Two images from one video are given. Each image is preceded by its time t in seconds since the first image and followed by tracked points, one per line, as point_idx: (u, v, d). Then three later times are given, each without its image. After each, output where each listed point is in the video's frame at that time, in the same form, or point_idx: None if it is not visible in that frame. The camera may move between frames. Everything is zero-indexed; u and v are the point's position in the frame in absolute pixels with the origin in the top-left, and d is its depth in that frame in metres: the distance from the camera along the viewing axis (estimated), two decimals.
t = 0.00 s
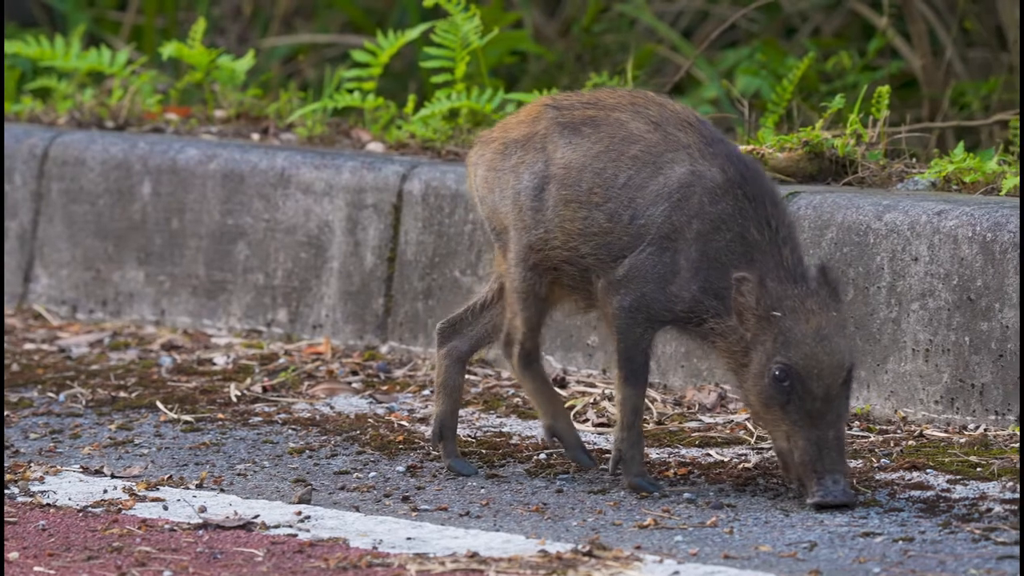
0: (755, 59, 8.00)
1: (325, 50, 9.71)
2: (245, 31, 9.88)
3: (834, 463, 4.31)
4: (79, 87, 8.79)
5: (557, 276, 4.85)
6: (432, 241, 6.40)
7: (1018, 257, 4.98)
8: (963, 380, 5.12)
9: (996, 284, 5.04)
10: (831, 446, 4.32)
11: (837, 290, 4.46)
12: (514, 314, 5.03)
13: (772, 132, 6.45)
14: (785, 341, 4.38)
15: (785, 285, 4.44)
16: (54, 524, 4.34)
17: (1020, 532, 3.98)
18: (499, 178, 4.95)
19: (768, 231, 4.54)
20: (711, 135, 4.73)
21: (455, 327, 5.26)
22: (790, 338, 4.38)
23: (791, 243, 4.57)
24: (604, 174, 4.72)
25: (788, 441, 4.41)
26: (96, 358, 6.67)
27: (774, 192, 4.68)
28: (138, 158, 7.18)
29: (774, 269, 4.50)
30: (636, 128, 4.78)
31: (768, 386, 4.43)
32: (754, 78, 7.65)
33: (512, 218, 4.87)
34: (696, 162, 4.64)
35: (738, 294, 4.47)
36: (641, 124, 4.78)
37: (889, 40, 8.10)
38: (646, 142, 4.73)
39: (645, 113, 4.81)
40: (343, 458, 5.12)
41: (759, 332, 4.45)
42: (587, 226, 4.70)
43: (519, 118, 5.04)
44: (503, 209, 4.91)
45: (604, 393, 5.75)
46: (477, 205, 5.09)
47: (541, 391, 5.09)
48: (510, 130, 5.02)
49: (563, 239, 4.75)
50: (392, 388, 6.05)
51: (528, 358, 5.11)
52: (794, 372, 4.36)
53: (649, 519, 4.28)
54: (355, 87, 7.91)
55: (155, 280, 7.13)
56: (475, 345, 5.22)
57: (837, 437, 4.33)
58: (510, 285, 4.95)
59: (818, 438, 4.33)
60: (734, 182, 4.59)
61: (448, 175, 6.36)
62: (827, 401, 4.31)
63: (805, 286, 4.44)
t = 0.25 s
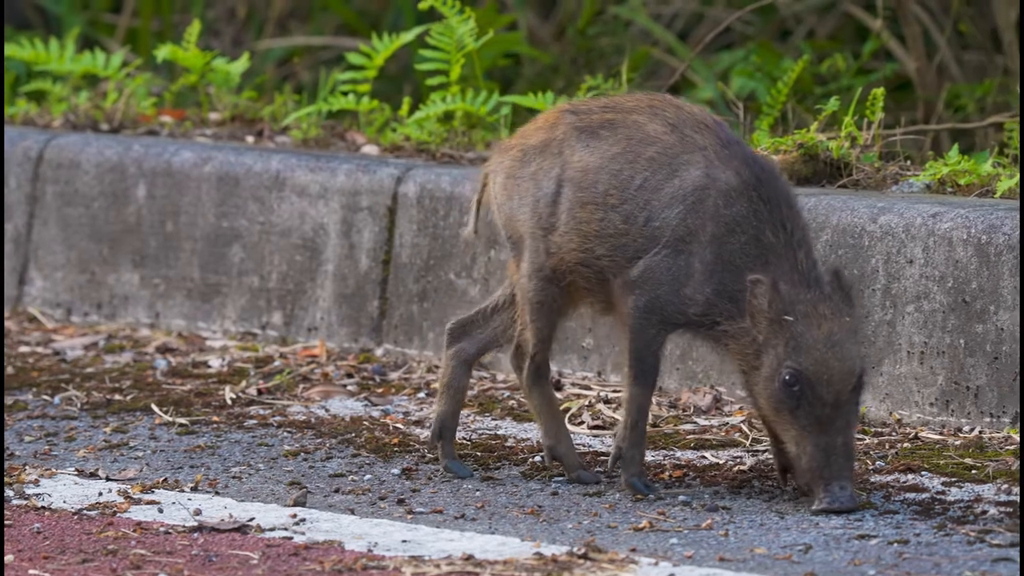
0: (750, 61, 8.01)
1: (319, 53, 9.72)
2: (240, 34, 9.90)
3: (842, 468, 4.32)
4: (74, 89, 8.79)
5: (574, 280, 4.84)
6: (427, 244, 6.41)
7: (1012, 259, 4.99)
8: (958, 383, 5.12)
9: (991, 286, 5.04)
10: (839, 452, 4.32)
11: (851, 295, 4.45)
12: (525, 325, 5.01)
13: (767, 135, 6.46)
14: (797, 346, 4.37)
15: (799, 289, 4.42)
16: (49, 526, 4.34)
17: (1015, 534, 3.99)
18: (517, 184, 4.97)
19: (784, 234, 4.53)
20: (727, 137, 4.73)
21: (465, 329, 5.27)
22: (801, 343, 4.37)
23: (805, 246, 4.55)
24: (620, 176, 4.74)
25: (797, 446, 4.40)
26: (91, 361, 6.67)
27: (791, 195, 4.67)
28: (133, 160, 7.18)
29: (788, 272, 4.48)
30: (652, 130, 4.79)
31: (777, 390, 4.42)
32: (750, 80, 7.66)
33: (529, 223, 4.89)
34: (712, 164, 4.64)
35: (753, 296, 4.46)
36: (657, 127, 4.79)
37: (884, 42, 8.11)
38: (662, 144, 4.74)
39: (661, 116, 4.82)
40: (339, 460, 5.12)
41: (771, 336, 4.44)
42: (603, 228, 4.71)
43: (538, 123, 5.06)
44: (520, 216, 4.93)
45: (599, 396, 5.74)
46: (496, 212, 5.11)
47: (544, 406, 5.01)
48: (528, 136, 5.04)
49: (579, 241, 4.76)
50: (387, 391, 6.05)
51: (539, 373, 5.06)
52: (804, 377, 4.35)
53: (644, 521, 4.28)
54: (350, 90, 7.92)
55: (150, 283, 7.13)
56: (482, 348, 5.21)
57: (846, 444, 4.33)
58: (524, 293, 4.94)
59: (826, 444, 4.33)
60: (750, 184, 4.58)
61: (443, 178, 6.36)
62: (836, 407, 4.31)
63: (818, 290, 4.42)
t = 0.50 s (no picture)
0: (747, 64, 8.01)
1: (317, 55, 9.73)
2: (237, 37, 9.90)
3: (850, 472, 4.29)
4: (72, 92, 8.79)
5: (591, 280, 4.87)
6: (424, 246, 6.41)
7: (1009, 262, 5.00)
8: (955, 386, 5.13)
9: (988, 289, 5.05)
10: (848, 455, 4.29)
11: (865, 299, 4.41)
12: (533, 325, 5.02)
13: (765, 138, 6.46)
14: (808, 348, 4.35)
15: (813, 292, 4.39)
16: (46, 529, 4.34)
17: (1013, 537, 3.99)
18: (537, 184, 5.02)
19: (800, 235, 4.52)
20: (744, 138, 4.73)
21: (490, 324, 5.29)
22: (812, 346, 4.34)
23: (821, 250, 4.54)
24: (638, 177, 4.77)
25: (807, 448, 4.38)
26: (88, 364, 6.66)
27: (809, 197, 4.66)
28: (130, 163, 7.18)
29: (801, 275, 4.46)
30: (671, 132, 4.82)
31: (788, 392, 4.40)
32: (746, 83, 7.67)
33: (548, 223, 4.94)
34: (729, 166, 4.64)
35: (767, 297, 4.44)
36: (675, 128, 4.82)
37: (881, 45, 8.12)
38: (679, 146, 4.76)
39: (680, 118, 4.85)
40: (336, 463, 5.12)
41: (783, 337, 4.42)
42: (620, 229, 4.74)
43: (561, 124, 5.11)
44: (540, 215, 4.97)
45: (597, 398, 5.74)
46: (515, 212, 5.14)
47: (546, 408, 5.02)
48: (551, 135, 5.11)
49: (597, 242, 4.80)
50: (385, 393, 6.05)
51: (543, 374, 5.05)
52: (815, 379, 4.32)
53: (642, 524, 4.28)
54: (347, 93, 7.92)
55: (147, 286, 7.12)
56: (503, 345, 5.22)
57: (855, 447, 4.30)
58: (537, 292, 4.95)
59: (835, 447, 4.30)
60: (765, 184, 4.58)
61: (441, 180, 6.37)
62: (846, 411, 4.28)
63: (832, 293, 4.38)
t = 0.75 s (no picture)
0: (744, 65, 8.02)
1: (314, 57, 9.73)
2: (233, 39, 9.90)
3: (855, 475, 4.27)
4: (69, 94, 8.79)
5: (606, 280, 4.90)
6: (421, 248, 6.41)
7: (1007, 263, 5.01)
8: (953, 387, 5.13)
9: (985, 290, 5.06)
10: (855, 459, 4.27)
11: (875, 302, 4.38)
12: (542, 325, 5.05)
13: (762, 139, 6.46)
14: (815, 351, 4.32)
15: (822, 293, 4.36)
16: (43, 531, 4.34)
17: (1010, 538, 3.99)
18: (556, 183, 5.06)
19: (812, 236, 4.51)
20: (759, 139, 4.73)
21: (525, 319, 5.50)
22: (820, 348, 4.31)
23: (832, 251, 4.53)
24: (653, 177, 4.80)
25: (811, 450, 4.39)
26: (85, 365, 6.66)
27: (823, 199, 4.64)
28: (127, 165, 7.18)
29: (812, 276, 4.44)
30: (687, 132, 4.83)
31: (796, 395, 4.38)
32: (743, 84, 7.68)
33: (565, 222, 4.97)
34: (743, 167, 4.65)
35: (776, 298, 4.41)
36: (691, 129, 4.83)
37: (878, 46, 8.13)
38: (694, 146, 4.78)
39: (697, 119, 4.86)
40: (333, 464, 5.12)
41: (791, 339, 4.39)
42: (634, 229, 4.77)
43: (582, 124, 5.15)
44: (556, 214, 5.01)
45: (594, 399, 5.75)
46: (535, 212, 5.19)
47: (548, 408, 5.01)
48: (571, 136, 5.15)
49: (611, 242, 4.82)
50: (382, 395, 6.05)
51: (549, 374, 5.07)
52: (822, 383, 4.30)
53: (639, 525, 4.29)
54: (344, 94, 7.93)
55: (144, 288, 7.12)
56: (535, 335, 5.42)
57: (861, 450, 4.28)
58: (549, 291, 4.99)
59: (843, 450, 4.28)
60: (778, 184, 4.57)
61: (438, 182, 6.37)
62: (853, 414, 4.26)
63: (841, 295, 4.35)
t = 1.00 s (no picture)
0: (738, 65, 8.03)
1: (307, 57, 9.73)
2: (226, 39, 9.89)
3: (854, 476, 4.25)
4: (62, 95, 8.78)
5: (614, 281, 4.93)
6: (415, 248, 6.41)
7: (1000, 263, 5.01)
8: (946, 387, 5.14)
9: (978, 290, 5.06)
10: (853, 460, 4.25)
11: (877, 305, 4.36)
12: (547, 324, 5.10)
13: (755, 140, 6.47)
14: (816, 352, 4.30)
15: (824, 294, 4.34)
16: (37, 532, 4.34)
17: (1004, 537, 4.00)
18: (570, 183, 5.12)
19: (818, 236, 4.49)
20: (767, 139, 4.74)
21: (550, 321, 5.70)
22: (821, 349, 4.29)
23: (838, 253, 4.52)
24: (662, 177, 4.84)
25: (806, 450, 4.39)
26: (78, 366, 6.66)
27: (830, 200, 4.64)
28: (120, 166, 7.18)
29: (815, 277, 4.42)
30: (696, 133, 4.87)
31: (795, 396, 4.36)
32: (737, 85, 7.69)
33: (576, 222, 5.02)
34: (751, 167, 4.67)
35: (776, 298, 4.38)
36: (700, 129, 4.87)
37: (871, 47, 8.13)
38: (703, 146, 4.82)
39: (706, 119, 4.90)
40: (327, 465, 5.12)
41: (792, 340, 4.37)
42: (642, 229, 4.80)
43: (597, 126, 5.21)
44: (570, 215, 5.06)
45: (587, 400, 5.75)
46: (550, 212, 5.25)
47: (547, 406, 5.03)
48: (586, 137, 5.22)
49: (619, 242, 4.86)
50: (376, 396, 6.05)
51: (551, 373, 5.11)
52: (822, 384, 4.28)
53: (632, 526, 4.29)
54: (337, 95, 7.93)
55: (138, 289, 7.12)
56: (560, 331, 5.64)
57: (860, 452, 4.26)
58: (557, 291, 5.03)
59: (841, 452, 4.26)
60: (785, 185, 4.58)
61: (431, 182, 6.38)
62: (852, 415, 4.23)
63: (843, 297, 4.33)
